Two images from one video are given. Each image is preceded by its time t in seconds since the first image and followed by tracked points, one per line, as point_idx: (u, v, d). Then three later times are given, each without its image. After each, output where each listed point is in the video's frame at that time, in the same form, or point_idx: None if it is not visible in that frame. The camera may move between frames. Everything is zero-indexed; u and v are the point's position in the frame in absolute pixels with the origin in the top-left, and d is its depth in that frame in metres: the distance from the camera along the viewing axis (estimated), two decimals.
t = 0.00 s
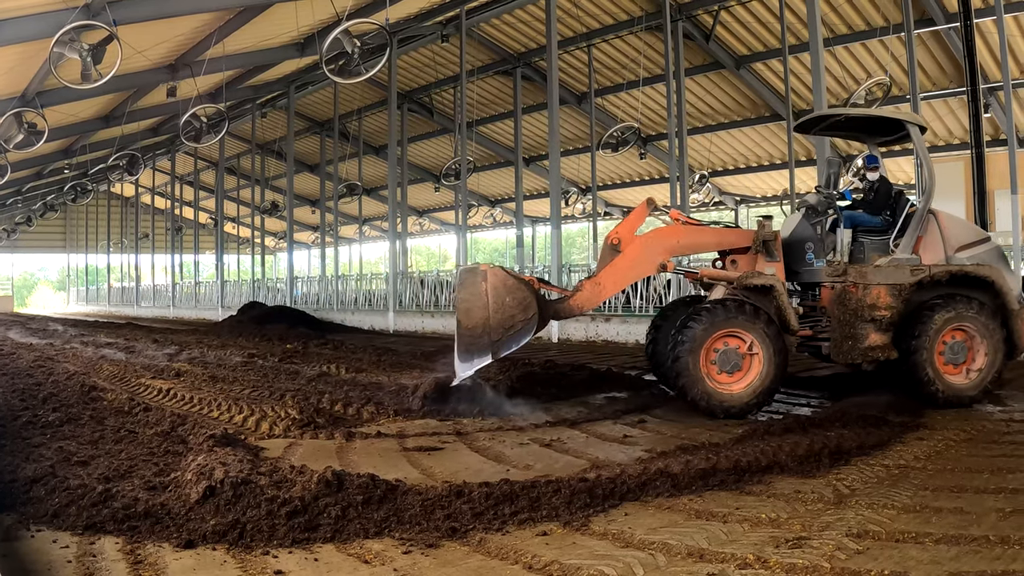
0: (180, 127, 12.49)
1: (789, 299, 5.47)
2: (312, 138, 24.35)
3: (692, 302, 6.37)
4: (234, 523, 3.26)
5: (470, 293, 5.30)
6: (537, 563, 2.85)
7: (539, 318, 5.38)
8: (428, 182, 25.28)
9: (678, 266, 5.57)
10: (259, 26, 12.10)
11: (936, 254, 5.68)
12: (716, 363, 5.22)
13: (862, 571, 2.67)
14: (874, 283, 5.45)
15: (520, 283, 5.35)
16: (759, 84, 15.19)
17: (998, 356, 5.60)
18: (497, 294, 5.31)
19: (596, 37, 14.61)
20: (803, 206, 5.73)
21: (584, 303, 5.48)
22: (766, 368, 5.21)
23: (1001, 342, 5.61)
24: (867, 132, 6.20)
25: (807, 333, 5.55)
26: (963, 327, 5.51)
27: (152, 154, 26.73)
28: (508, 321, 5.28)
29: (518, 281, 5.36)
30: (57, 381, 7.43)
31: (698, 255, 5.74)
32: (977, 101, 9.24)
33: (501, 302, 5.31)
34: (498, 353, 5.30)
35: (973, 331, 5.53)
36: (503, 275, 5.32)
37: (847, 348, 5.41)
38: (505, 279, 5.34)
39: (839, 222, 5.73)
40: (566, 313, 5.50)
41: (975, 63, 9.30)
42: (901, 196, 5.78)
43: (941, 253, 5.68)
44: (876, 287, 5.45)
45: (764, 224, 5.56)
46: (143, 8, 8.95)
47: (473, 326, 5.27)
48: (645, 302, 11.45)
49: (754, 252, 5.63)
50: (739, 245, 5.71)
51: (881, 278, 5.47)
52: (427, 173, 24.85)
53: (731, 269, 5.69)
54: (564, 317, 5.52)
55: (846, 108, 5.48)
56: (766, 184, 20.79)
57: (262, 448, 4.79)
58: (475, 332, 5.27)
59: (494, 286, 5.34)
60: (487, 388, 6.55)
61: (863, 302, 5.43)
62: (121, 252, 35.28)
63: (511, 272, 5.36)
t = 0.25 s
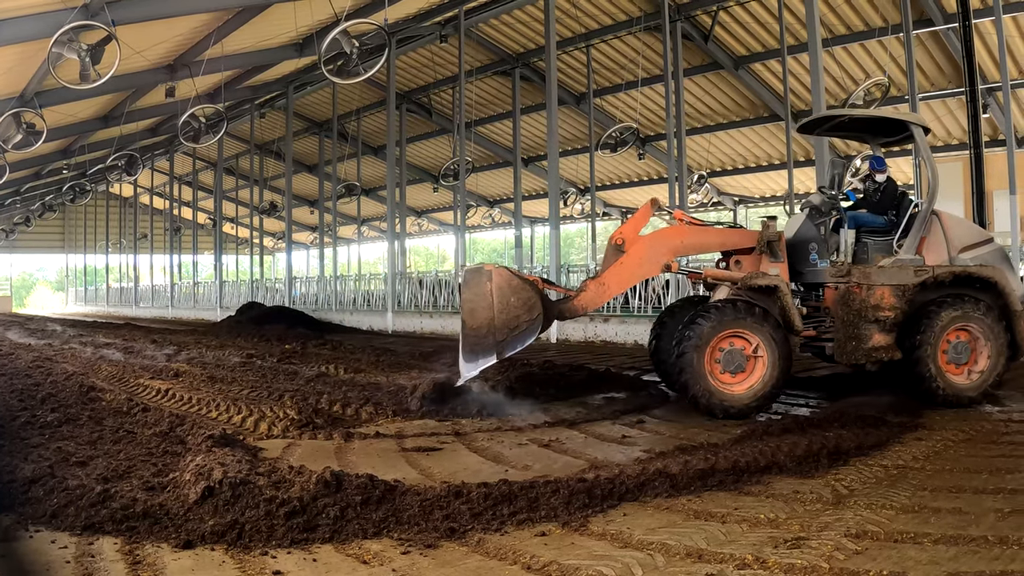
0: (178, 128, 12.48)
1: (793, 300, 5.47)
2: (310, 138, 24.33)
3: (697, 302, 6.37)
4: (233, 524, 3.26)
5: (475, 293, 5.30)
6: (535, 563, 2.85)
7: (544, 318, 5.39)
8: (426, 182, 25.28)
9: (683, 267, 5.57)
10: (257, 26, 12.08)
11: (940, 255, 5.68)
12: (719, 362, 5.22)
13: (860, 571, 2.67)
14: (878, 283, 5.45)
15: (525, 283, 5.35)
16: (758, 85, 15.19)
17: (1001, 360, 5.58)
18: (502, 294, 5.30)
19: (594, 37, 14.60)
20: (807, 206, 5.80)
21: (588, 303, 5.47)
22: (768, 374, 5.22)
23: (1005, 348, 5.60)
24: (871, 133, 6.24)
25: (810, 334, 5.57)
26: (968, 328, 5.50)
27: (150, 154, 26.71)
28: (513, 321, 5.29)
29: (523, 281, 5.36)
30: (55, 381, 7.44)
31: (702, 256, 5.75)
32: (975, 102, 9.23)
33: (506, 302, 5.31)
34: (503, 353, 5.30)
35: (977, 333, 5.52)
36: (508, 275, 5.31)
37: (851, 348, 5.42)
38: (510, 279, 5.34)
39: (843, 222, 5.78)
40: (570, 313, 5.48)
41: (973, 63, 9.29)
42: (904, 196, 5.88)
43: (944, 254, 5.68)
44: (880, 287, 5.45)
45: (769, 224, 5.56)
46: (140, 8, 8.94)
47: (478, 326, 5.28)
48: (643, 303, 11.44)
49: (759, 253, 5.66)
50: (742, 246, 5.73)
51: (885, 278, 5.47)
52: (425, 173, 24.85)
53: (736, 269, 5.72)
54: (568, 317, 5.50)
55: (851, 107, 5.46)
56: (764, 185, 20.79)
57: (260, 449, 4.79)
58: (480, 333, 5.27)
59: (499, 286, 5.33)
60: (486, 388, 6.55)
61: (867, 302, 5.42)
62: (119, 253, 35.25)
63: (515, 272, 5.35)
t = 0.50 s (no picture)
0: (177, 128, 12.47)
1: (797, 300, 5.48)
2: (309, 138, 24.34)
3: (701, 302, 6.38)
4: (232, 524, 3.26)
5: (479, 293, 5.34)
6: (535, 563, 2.85)
7: (548, 318, 5.38)
8: (425, 182, 25.27)
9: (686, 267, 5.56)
10: (256, 27, 12.08)
11: (943, 255, 5.70)
12: (723, 361, 5.22)
13: (859, 571, 2.68)
14: (881, 284, 5.42)
15: (528, 283, 5.34)
16: (757, 85, 15.19)
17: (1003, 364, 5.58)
18: (506, 294, 5.30)
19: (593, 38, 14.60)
20: (811, 206, 5.76)
21: (592, 303, 5.44)
22: (771, 376, 5.21)
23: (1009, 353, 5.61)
24: (872, 132, 6.24)
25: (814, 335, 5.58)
26: (973, 328, 5.51)
27: (149, 154, 26.71)
28: (517, 321, 5.29)
29: (526, 281, 5.35)
30: (55, 381, 7.44)
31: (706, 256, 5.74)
32: (974, 102, 9.23)
33: (510, 303, 5.30)
34: (507, 353, 5.32)
35: (982, 334, 5.52)
36: (512, 275, 5.30)
37: (855, 349, 5.38)
38: (514, 279, 5.33)
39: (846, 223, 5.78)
40: (574, 313, 5.48)
41: (973, 63, 9.28)
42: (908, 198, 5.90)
43: (948, 255, 5.71)
44: (884, 287, 5.40)
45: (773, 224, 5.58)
46: (139, 8, 8.93)
47: (482, 326, 5.30)
48: (642, 303, 11.44)
49: (762, 253, 5.66)
50: (745, 246, 5.73)
51: (889, 279, 5.44)
52: (424, 174, 24.85)
53: (739, 269, 5.70)
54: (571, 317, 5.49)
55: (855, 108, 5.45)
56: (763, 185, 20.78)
57: (260, 448, 4.79)
58: (485, 332, 5.29)
59: (503, 286, 5.33)
60: (485, 388, 6.56)
61: (870, 303, 5.38)
62: (119, 253, 35.26)
63: (519, 272, 5.34)
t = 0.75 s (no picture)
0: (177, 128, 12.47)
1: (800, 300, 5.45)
2: (309, 138, 24.34)
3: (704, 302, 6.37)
4: (232, 524, 3.26)
5: (483, 293, 5.33)
6: (535, 563, 2.85)
7: (552, 318, 5.39)
8: (425, 182, 25.28)
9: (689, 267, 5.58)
10: (255, 27, 12.08)
11: (947, 256, 5.69)
12: (727, 359, 5.21)
13: (859, 571, 2.68)
14: (885, 284, 5.43)
15: (533, 283, 5.35)
16: (757, 85, 15.19)
17: (1004, 367, 5.60)
18: (510, 294, 5.31)
19: (593, 38, 14.60)
20: (813, 207, 5.71)
21: (595, 303, 5.46)
22: (774, 377, 5.22)
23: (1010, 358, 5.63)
24: (873, 132, 6.26)
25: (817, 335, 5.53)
26: (977, 329, 5.52)
27: (149, 154, 26.71)
28: (521, 321, 5.29)
29: (531, 281, 5.36)
30: (55, 381, 7.45)
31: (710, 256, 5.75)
32: (974, 103, 9.24)
33: (514, 302, 5.31)
34: (511, 353, 5.32)
35: (985, 336, 5.53)
36: (516, 275, 5.31)
37: (858, 349, 5.39)
38: (519, 279, 5.34)
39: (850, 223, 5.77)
40: (578, 313, 5.48)
41: (973, 64, 9.27)
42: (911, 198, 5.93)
43: (951, 255, 5.70)
44: (887, 287, 5.43)
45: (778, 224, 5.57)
46: (139, 8, 8.93)
47: (486, 325, 5.30)
48: (642, 303, 11.44)
49: (766, 253, 5.65)
50: (748, 246, 5.72)
51: (892, 279, 5.46)
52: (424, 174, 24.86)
53: (742, 269, 5.72)
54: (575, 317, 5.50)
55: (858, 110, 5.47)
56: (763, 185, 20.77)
57: (259, 449, 4.80)
58: (489, 332, 5.29)
59: (507, 286, 5.34)
60: (485, 388, 6.56)
61: (874, 304, 5.41)
62: (119, 253, 35.28)
63: (523, 272, 5.36)
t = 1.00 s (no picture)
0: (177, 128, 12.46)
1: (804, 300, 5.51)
2: (309, 138, 24.33)
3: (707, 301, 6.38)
4: (232, 524, 3.26)
5: (488, 292, 5.32)
6: (534, 563, 2.85)
7: (555, 318, 5.39)
8: (425, 182, 25.28)
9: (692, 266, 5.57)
10: (255, 27, 12.08)
11: (949, 256, 5.70)
12: (731, 358, 5.21)
13: (859, 571, 2.68)
14: (888, 284, 5.49)
15: (537, 283, 5.35)
16: (757, 85, 15.20)
17: (1006, 370, 5.61)
18: (514, 293, 5.30)
19: (593, 38, 14.60)
20: (817, 207, 5.88)
21: (598, 303, 5.44)
22: (775, 379, 5.23)
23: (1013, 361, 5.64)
24: (876, 133, 6.28)
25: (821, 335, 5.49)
26: (981, 329, 5.53)
27: (149, 154, 26.71)
28: (525, 321, 5.29)
29: (535, 281, 5.35)
30: (54, 381, 7.45)
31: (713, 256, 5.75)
32: (974, 103, 9.23)
33: (518, 302, 5.30)
34: (514, 353, 5.30)
35: (989, 338, 5.54)
36: (520, 274, 5.31)
37: (862, 348, 5.43)
38: (523, 278, 5.33)
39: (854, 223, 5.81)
40: (581, 313, 5.47)
41: (973, 64, 9.27)
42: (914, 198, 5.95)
43: (954, 255, 5.71)
44: (891, 287, 5.49)
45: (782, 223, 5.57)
46: (139, 8, 8.93)
47: (490, 326, 5.29)
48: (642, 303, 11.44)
49: (769, 253, 5.66)
50: (752, 246, 5.71)
51: (896, 279, 5.51)
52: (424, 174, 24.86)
53: (745, 269, 5.70)
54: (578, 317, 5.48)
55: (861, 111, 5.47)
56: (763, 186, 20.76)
57: (259, 449, 4.80)
58: (493, 332, 5.28)
59: (511, 285, 5.33)
60: (485, 388, 6.56)
61: (877, 304, 5.46)
62: (119, 253, 35.28)
63: (527, 271, 5.35)
